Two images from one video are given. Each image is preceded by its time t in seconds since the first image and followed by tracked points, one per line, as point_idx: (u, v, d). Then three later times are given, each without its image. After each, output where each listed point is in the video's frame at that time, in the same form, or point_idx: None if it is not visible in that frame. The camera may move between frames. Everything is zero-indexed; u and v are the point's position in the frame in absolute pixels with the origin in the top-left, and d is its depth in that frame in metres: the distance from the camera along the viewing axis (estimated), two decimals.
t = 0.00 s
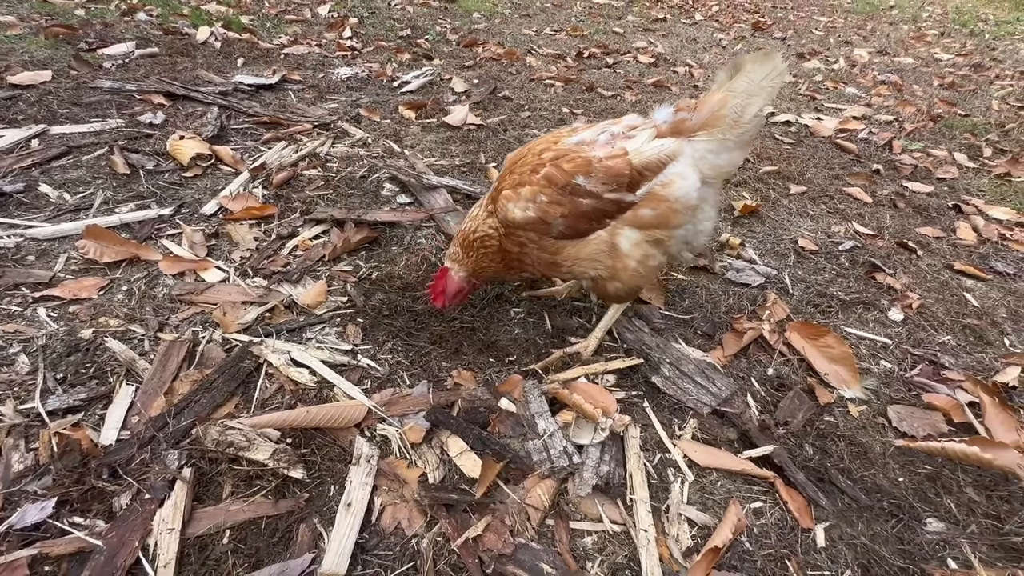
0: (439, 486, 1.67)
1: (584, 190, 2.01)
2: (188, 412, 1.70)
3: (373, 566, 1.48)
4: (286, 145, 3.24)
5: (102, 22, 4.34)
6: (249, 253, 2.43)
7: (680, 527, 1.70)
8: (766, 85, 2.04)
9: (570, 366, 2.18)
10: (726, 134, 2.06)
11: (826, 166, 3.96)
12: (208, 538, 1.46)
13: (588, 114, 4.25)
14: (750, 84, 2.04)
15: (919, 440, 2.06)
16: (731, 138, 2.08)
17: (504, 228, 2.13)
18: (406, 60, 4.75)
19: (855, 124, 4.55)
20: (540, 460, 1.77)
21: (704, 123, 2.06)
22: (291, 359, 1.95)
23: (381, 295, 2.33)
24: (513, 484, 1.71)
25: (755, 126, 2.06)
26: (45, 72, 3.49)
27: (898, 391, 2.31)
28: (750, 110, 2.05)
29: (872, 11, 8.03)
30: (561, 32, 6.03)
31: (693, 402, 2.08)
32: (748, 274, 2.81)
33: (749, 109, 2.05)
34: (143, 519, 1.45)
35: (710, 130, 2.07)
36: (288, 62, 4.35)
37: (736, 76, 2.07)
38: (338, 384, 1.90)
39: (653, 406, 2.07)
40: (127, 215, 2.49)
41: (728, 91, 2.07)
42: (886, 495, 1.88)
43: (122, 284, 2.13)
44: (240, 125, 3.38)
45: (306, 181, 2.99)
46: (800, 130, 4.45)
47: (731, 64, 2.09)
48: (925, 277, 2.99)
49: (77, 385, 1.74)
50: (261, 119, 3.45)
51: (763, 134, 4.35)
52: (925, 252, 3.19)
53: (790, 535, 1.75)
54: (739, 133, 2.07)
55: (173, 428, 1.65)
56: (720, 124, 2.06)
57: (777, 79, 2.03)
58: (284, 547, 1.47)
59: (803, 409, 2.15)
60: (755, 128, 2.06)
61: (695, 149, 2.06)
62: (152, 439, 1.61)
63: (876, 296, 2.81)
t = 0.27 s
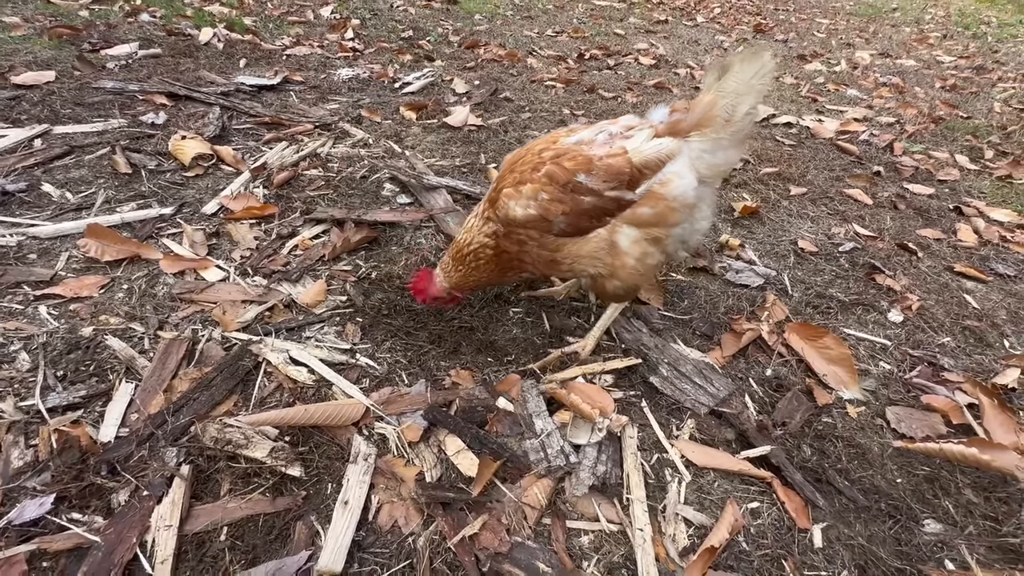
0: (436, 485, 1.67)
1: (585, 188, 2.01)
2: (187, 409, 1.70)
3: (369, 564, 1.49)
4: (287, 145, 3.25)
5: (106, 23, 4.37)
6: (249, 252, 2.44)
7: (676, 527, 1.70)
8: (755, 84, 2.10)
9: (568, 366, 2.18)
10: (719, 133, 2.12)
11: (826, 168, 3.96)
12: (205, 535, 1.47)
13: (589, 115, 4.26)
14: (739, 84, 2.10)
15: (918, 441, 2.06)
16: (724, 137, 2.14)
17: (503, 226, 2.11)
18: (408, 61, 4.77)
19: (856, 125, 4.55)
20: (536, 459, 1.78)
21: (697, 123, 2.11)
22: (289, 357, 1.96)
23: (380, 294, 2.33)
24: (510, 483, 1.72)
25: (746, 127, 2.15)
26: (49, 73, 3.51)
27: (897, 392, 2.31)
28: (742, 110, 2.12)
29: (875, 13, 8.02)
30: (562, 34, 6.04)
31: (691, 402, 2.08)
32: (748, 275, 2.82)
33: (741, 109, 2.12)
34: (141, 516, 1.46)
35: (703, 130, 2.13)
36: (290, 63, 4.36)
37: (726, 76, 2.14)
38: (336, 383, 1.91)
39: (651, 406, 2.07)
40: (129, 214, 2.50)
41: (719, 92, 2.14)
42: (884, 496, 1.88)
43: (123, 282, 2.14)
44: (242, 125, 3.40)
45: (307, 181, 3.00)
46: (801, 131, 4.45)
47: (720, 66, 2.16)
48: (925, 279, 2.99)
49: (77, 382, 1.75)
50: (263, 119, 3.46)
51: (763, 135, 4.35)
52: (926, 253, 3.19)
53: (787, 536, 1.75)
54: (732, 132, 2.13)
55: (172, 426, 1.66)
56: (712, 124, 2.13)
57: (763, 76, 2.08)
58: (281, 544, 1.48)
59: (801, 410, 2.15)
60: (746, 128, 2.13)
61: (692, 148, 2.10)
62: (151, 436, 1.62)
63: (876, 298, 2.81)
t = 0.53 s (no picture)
0: (438, 489, 1.67)
1: (589, 185, 2.05)
2: (191, 412, 1.71)
3: (371, 568, 1.49)
4: (291, 148, 3.26)
5: (112, 26, 4.39)
6: (253, 255, 2.45)
7: (678, 532, 1.70)
8: (748, 88, 2.12)
9: (570, 370, 2.18)
10: (715, 137, 2.15)
11: (830, 172, 3.96)
12: (208, 537, 1.47)
13: (592, 119, 4.27)
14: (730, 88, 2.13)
15: (921, 448, 2.05)
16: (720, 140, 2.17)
17: (505, 223, 2.12)
18: (412, 64, 4.78)
19: (860, 129, 4.54)
20: (538, 464, 1.78)
21: (692, 129, 2.15)
22: (293, 360, 1.97)
23: (383, 297, 2.34)
24: (512, 487, 1.72)
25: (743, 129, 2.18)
26: (56, 76, 3.53)
27: (901, 398, 2.30)
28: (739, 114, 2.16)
29: (879, 16, 8.01)
30: (566, 37, 6.05)
31: (693, 407, 2.08)
32: (750, 279, 2.81)
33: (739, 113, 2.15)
34: (145, 518, 1.46)
35: (699, 134, 2.16)
36: (295, 66, 4.38)
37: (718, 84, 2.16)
38: (339, 386, 1.91)
39: (653, 411, 2.07)
40: (134, 217, 2.52)
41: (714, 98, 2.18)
42: (887, 502, 1.88)
43: (128, 285, 2.16)
44: (247, 128, 3.41)
45: (311, 184, 3.01)
46: (804, 135, 4.44)
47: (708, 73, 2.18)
48: (929, 283, 2.98)
49: (82, 384, 1.76)
50: (267, 122, 3.48)
51: (767, 139, 4.34)
52: (930, 258, 3.18)
53: (789, 542, 1.74)
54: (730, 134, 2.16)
55: (176, 428, 1.66)
56: (707, 128, 2.16)
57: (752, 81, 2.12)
58: (284, 548, 1.48)
59: (804, 415, 2.15)
60: (742, 130, 2.17)
61: (691, 151, 2.14)
62: (154, 438, 1.63)
63: (880, 302, 2.80)
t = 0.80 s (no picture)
0: (441, 491, 1.68)
1: (585, 171, 2.09)
2: (197, 412, 1.73)
3: (374, 569, 1.50)
4: (297, 150, 3.28)
5: (121, 30, 4.44)
6: (259, 256, 2.47)
7: (681, 536, 1.70)
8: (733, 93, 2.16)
9: (573, 373, 2.18)
10: (708, 142, 2.19)
11: (835, 176, 3.95)
12: (214, 537, 1.48)
13: (597, 122, 4.28)
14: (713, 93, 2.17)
15: (927, 453, 2.05)
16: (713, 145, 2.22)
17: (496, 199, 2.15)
18: (417, 68, 4.81)
19: (866, 133, 4.53)
20: (542, 466, 1.78)
21: (686, 134, 2.19)
22: (298, 362, 1.98)
23: (387, 299, 2.35)
24: (515, 490, 1.72)
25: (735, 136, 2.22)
26: (66, 78, 3.57)
27: (906, 403, 2.29)
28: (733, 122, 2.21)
29: (885, 20, 8.00)
30: (571, 40, 6.07)
31: (696, 410, 2.08)
32: (754, 283, 2.81)
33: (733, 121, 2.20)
34: (151, 517, 1.48)
35: (693, 140, 2.20)
36: (301, 69, 4.41)
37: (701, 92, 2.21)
38: (343, 388, 1.92)
39: (657, 414, 2.07)
40: (142, 218, 2.54)
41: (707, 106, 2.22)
42: (892, 508, 1.87)
43: (135, 285, 2.18)
44: (253, 131, 3.44)
45: (316, 186, 3.03)
46: (809, 139, 4.44)
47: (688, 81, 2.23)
48: (935, 288, 2.97)
49: (90, 384, 1.78)
50: (273, 125, 3.50)
51: (771, 142, 4.34)
52: (936, 262, 3.17)
53: (793, 547, 1.74)
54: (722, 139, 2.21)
55: (182, 428, 1.68)
56: (697, 135, 2.20)
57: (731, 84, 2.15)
58: (288, 548, 1.49)
59: (808, 420, 2.14)
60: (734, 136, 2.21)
61: (684, 155, 2.20)
62: (161, 438, 1.64)
63: (885, 307, 2.80)
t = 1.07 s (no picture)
0: (447, 490, 1.69)
1: (542, 202, 2.02)
2: (206, 410, 1.75)
3: (381, 567, 1.51)
4: (306, 152, 3.31)
5: (133, 33, 4.49)
6: (268, 257, 2.49)
7: (686, 538, 1.70)
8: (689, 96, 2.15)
9: (579, 375, 2.19)
10: (668, 148, 2.19)
11: (842, 179, 3.94)
12: (222, 534, 1.50)
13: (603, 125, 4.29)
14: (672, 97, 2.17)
15: (935, 458, 2.04)
16: (671, 150, 2.23)
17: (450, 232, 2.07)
18: (424, 71, 4.84)
19: (874, 136, 4.51)
20: (547, 467, 1.79)
21: (646, 142, 2.18)
22: (305, 361, 2.00)
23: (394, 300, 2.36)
24: (521, 490, 1.73)
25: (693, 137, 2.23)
26: (79, 81, 3.62)
27: (914, 408, 2.28)
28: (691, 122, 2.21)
29: (894, 23, 7.97)
30: (577, 43, 6.08)
31: (702, 413, 2.08)
32: (761, 286, 2.81)
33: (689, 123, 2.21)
34: (161, 513, 1.50)
35: (654, 148, 2.19)
36: (310, 72, 4.45)
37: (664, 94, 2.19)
38: (350, 387, 1.94)
39: (662, 416, 2.07)
40: (153, 219, 2.57)
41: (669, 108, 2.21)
42: (899, 512, 1.86)
43: (146, 285, 2.20)
44: (263, 133, 3.47)
45: (325, 188, 3.05)
46: (817, 142, 4.43)
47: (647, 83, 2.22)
48: (944, 292, 2.95)
49: (102, 381, 1.80)
50: (283, 127, 3.54)
51: (778, 145, 4.33)
52: (944, 267, 3.16)
53: (799, 550, 1.74)
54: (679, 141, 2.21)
55: (192, 426, 1.70)
56: (658, 141, 2.19)
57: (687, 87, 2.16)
58: (295, 545, 1.51)
59: (814, 424, 2.14)
60: (691, 140, 2.21)
61: (645, 166, 2.18)
62: (171, 435, 1.66)
63: (893, 311, 2.79)
